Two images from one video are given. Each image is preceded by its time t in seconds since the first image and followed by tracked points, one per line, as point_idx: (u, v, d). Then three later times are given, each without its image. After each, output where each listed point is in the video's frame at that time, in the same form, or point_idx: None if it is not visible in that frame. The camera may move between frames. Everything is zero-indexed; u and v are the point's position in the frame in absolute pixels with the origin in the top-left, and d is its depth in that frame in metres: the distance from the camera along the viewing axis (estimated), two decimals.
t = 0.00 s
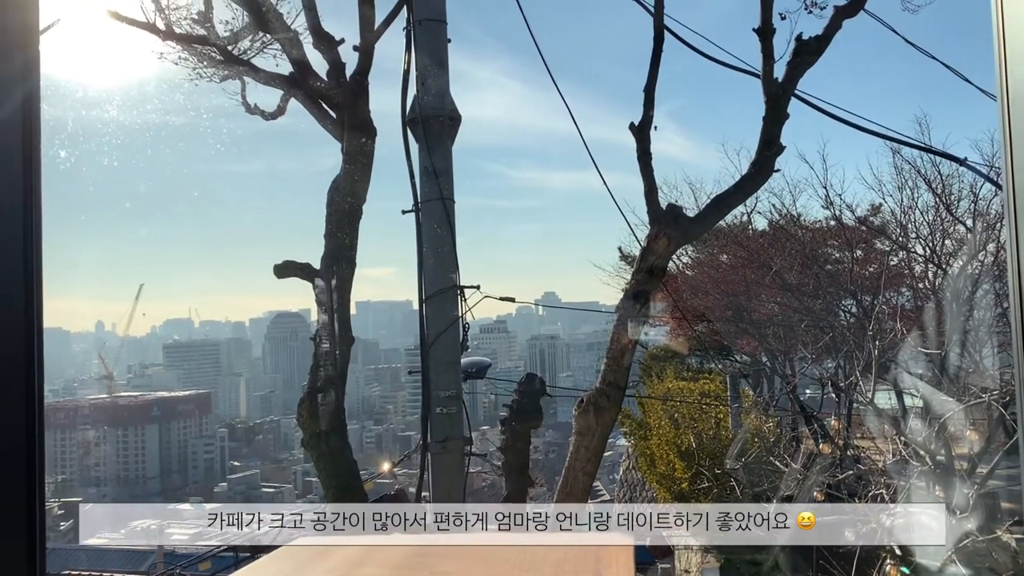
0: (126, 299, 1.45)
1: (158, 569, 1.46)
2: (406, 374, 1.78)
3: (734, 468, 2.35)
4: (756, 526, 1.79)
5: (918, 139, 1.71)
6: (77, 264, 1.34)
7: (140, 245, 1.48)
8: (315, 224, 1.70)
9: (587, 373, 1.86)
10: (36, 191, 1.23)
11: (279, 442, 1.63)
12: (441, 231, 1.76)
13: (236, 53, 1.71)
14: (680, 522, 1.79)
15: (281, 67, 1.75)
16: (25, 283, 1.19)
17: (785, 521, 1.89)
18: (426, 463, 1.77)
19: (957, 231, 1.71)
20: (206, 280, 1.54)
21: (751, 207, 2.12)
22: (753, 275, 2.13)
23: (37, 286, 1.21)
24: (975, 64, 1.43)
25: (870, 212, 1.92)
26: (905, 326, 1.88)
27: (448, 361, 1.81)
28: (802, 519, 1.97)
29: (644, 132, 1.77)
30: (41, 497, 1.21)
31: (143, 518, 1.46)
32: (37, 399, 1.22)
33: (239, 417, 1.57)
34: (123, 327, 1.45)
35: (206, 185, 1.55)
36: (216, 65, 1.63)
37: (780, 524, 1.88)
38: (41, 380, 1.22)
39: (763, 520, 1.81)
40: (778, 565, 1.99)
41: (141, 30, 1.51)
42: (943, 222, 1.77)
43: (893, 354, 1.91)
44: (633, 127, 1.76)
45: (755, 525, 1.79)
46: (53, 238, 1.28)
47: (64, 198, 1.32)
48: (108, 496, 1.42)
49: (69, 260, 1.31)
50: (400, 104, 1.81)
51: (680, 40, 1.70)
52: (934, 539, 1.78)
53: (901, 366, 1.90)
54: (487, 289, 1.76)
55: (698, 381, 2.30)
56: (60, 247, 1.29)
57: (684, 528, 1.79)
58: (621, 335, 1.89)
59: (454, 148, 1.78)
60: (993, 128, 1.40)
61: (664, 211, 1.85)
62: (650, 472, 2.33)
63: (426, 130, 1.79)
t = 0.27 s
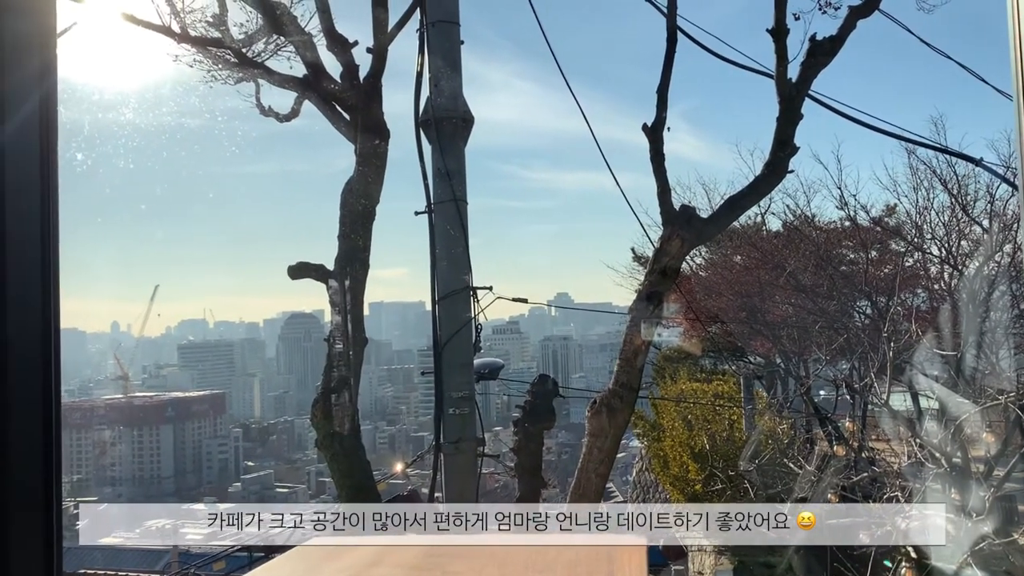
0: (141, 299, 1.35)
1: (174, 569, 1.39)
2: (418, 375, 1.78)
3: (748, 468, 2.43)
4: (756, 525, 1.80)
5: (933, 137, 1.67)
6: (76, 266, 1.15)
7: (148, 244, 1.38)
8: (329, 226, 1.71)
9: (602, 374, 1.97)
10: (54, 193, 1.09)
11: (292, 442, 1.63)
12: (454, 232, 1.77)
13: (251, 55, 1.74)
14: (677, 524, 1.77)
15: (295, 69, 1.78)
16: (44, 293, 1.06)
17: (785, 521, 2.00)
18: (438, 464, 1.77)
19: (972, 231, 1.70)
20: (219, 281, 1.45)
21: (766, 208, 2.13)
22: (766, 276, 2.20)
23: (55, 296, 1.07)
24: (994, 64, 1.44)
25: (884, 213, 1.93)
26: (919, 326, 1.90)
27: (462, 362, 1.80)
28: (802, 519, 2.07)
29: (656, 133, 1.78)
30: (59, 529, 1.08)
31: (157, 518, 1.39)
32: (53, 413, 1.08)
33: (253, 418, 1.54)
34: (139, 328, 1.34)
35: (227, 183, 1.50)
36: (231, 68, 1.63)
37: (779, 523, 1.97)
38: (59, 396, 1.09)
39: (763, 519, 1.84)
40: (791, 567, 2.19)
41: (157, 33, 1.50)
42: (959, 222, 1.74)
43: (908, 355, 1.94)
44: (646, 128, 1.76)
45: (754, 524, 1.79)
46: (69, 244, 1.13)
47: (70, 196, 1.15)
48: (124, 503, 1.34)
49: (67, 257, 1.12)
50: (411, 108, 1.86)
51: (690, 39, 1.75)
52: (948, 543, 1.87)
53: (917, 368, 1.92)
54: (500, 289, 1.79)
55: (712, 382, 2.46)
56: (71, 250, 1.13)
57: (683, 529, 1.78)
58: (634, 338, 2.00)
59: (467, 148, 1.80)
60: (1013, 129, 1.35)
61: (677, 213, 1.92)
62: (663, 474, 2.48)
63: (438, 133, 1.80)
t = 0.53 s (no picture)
0: (154, 301, 1.31)
1: (186, 569, 1.38)
2: (430, 376, 1.79)
3: (760, 472, 2.48)
4: (756, 525, 1.90)
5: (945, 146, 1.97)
6: (95, 271, 1.16)
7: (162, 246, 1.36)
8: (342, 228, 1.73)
9: (613, 376, 2.00)
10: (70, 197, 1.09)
11: (305, 443, 1.64)
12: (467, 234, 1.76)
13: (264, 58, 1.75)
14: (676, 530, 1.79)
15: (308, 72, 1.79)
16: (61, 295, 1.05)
17: (785, 521, 2.08)
18: (450, 465, 1.77)
19: (989, 233, 2.15)
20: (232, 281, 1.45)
21: (779, 214, 2.61)
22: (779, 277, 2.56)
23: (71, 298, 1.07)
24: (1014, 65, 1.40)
25: (902, 217, 2.42)
26: (934, 331, 2.16)
27: (474, 363, 1.80)
28: (803, 519, 2.20)
29: (668, 136, 1.80)
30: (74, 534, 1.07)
31: (171, 517, 1.36)
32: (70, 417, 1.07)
33: (266, 418, 1.55)
34: (152, 329, 1.30)
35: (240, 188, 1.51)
36: (243, 69, 1.65)
37: (779, 524, 2.03)
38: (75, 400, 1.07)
39: (763, 520, 1.92)
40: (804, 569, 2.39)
41: (172, 36, 1.52)
42: (977, 225, 2.20)
43: (923, 358, 2.14)
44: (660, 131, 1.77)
45: (754, 525, 1.90)
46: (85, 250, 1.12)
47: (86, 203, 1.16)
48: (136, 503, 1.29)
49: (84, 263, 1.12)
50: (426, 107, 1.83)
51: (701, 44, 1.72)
52: (964, 548, 1.90)
53: (931, 371, 2.10)
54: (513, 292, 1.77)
55: (725, 384, 2.74)
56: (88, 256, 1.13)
57: (683, 529, 1.78)
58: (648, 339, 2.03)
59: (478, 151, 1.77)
60: None
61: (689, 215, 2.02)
62: (676, 477, 2.53)
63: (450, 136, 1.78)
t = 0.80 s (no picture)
0: (166, 301, 1.29)
1: (197, 569, 1.36)
2: (441, 377, 1.77)
3: (771, 474, 2.60)
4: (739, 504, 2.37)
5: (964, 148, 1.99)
6: (109, 269, 1.15)
7: (176, 247, 1.34)
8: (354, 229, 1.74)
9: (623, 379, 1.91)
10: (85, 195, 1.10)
11: (316, 444, 1.64)
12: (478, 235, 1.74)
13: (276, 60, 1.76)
14: (684, 539, 1.92)
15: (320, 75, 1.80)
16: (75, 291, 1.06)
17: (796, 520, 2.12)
18: (460, 466, 1.76)
19: (1003, 236, 2.15)
20: (244, 282, 1.43)
21: (791, 214, 2.48)
22: (790, 280, 2.55)
23: (85, 294, 1.08)
24: None
25: (913, 220, 2.40)
26: (948, 333, 2.19)
27: (484, 365, 1.76)
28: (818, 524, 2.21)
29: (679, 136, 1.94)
30: (87, 528, 1.08)
31: (182, 517, 1.34)
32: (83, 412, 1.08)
33: (278, 419, 1.55)
34: (165, 330, 1.27)
35: (253, 190, 1.50)
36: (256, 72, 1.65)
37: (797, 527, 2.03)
38: (88, 396, 1.09)
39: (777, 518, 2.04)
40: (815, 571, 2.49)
41: (185, 38, 1.51)
42: (989, 227, 2.19)
43: (936, 361, 2.20)
44: (671, 131, 1.91)
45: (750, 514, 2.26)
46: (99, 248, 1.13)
47: (101, 205, 1.15)
48: (148, 506, 1.29)
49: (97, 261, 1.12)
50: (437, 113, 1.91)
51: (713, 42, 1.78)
52: (976, 550, 2.05)
53: (943, 373, 2.16)
54: (523, 293, 1.78)
55: (736, 388, 2.68)
56: (103, 255, 1.13)
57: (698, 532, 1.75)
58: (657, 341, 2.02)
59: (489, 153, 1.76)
60: None
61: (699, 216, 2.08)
62: (688, 481, 2.74)
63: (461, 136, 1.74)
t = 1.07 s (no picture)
0: (178, 302, 1.30)
1: (208, 569, 1.39)
2: (451, 378, 1.75)
3: (782, 477, 2.51)
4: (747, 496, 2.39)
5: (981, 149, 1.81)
6: (125, 268, 1.18)
7: (186, 247, 1.35)
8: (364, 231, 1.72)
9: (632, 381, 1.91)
10: (98, 194, 1.13)
11: (327, 445, 1.63)
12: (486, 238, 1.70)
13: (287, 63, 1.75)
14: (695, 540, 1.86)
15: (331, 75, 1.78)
16: (88, 287, 1.09)
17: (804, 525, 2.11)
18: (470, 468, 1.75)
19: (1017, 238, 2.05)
20: (256, 284, 1.45)
21: (800, 217, 2.52)
22: (802, 281, 2.52)
23: (99, 291, 1.11)
24: None
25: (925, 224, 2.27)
26: (961, 335, 2.07)
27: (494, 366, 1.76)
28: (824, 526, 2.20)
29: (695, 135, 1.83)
30: (99, 521, 1.10)
31: (193, 517, 1.35)
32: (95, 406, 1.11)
33: (288, 420, 1.52)
34: (177, 331, 1.29)
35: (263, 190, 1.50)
36: (268, 75, 1.65)
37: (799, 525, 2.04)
38: (101, 391, 1.11)
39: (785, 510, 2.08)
40: None
41: (197, 41, 1.51)
42: (1003, 229, 2.09)
43: (948, 363, 2.08)
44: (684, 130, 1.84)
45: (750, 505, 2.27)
46: (113, 247, 1.16)
47: (114, 207, 1.17)
48: (158, 506, 1.31)
49: (111, 260, 1.15)
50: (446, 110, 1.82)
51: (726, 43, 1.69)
52: (989, 552, 2.02)
53: (956, 376, 2.05)
54: (533, 294, 1.73)
55: (747, 390, 2.59)
56: (117, 253, 1.16)
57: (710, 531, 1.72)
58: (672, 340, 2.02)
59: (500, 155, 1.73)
60: None
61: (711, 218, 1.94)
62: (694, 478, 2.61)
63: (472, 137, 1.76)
